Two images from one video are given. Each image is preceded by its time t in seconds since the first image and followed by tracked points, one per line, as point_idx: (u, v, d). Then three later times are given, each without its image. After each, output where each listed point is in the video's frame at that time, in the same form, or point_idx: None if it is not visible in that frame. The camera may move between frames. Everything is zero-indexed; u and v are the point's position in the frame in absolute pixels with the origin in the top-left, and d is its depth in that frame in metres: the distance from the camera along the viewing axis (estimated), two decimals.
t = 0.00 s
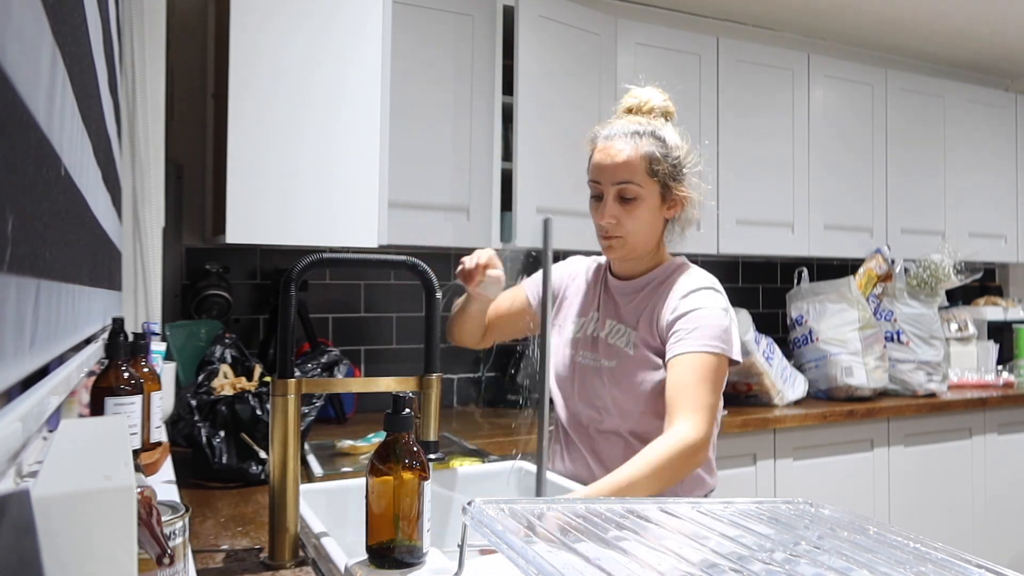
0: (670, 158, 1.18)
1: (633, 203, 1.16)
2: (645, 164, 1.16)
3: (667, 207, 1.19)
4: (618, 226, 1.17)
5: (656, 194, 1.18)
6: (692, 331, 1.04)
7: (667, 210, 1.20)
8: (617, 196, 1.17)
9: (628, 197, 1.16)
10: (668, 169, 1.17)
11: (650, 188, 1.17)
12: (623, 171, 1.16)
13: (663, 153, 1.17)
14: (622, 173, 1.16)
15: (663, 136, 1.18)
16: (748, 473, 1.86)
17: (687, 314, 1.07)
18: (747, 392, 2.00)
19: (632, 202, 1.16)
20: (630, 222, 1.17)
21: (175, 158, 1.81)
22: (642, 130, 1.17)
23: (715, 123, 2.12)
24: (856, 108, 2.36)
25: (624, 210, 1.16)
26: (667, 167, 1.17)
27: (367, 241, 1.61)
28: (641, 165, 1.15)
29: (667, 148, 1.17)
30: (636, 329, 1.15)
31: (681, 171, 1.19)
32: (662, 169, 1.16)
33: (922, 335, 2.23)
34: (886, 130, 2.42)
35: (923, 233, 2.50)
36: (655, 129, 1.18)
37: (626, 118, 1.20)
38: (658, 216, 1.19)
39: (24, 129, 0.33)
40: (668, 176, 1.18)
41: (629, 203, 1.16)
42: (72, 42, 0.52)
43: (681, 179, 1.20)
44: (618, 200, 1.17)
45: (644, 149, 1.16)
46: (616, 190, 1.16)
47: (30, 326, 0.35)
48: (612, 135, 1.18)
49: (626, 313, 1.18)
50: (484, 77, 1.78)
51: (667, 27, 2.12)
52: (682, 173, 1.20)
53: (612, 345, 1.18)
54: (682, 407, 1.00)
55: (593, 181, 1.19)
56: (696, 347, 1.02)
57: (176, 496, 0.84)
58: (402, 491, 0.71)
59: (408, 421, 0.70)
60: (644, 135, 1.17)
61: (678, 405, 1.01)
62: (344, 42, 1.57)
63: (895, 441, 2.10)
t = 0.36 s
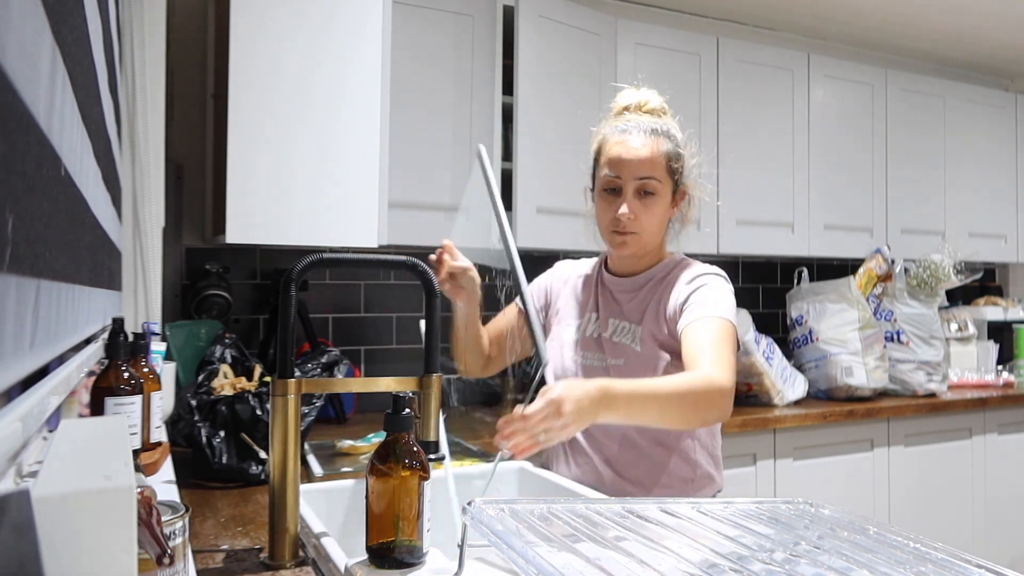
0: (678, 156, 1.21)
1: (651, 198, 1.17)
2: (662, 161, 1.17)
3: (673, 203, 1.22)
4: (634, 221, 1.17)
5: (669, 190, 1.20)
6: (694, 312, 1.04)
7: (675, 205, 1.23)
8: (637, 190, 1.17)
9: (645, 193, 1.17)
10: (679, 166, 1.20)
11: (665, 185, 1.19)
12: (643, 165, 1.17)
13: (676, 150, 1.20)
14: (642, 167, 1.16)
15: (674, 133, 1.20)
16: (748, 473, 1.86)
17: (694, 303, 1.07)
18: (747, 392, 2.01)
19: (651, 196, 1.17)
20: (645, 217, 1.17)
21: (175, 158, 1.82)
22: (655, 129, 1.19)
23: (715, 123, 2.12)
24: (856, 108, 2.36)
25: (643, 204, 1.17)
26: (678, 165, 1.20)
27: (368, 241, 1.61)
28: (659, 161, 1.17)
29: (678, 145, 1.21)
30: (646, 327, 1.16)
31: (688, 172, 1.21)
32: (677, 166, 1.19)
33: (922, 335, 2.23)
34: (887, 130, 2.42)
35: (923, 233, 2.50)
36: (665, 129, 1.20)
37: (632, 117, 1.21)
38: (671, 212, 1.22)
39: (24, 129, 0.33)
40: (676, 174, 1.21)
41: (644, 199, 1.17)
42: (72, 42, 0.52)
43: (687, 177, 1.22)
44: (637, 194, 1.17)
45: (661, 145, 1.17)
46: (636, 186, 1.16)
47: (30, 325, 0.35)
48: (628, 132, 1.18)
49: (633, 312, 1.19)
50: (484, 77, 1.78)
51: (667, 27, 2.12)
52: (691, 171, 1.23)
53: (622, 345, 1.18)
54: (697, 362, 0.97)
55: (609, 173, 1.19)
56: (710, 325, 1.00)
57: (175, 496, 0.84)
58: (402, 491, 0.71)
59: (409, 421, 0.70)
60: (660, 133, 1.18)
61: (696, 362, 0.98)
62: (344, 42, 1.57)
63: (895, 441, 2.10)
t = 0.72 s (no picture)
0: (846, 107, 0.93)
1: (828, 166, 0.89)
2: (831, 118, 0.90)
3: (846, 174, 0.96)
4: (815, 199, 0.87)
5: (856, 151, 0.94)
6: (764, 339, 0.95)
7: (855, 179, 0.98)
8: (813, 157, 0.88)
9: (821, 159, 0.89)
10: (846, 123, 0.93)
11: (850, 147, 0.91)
12: (817, 111, 0.88)
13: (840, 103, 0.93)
14: (812, 125, 0.87)
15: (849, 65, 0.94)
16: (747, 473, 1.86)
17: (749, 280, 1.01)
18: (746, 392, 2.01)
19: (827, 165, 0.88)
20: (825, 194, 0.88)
21: (175, 158, 1.82)
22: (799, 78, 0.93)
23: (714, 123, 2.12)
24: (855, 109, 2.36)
25: (821, 175, 0.88)
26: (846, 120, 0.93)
27: (368, 241, 1.61)
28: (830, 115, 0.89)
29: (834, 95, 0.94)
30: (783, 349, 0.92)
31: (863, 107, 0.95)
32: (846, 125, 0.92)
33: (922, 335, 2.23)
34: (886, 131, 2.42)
35: (923, 233, 2.50)
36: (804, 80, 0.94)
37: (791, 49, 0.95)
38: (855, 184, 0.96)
39: (24, 129, 0.33)
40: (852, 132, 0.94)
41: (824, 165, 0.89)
42: (72, 42, 0.52)
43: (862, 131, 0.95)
44: (814, 161, 0.88)
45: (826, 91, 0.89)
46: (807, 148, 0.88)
47: (30, 325, 0.35)
48: (766, 78, 0.91)
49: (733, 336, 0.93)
50: (484, 77, 1.78)
51: (666, 27, 2.12)
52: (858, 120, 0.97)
53: (739, 383, 0.92)
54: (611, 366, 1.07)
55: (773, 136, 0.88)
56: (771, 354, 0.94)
57: (175, 496, 0.84)
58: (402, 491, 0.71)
59: (409, 421, 0.70)
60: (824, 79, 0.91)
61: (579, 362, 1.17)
62: (344, 42, 1.57)
63: (895, 441, 2.10)
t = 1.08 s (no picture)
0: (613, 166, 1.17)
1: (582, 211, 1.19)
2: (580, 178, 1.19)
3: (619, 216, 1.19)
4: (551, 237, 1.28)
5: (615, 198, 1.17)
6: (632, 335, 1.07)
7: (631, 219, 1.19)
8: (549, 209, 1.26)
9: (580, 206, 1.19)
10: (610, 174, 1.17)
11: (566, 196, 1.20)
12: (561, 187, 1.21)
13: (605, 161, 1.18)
14: (547, 186, 1.24)
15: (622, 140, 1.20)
16: (748, 472, 1.86)
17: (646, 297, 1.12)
18: (747, 392, 2.01)
19: (555, 212, 1.23)
20: (556, 231, 1.25)
21: (175, 158, 1.82)
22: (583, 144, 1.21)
23: (715, 123, 2.13)
24: (855, 108, 2.36)
25: (574, 222, 1.21)
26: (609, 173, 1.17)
27: (368, 241, 1.61)
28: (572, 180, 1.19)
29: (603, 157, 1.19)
30: (601, 336, 1.19)
31: (627, 172, 1.17)
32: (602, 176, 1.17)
33: (922, 335, 2.23)
34: (887, 131, 2.42)
35: (923, 233, 2.50)
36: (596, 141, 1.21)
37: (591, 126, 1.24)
38: (596, 224, 1.19)
39: (24, 128, 0.33)
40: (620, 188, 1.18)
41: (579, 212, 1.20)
42: (72, 42, 0.52)
43: (603, 183, 1.17)
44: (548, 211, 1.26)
45: (564, 159, 1.21)
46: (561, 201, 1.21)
47: (30, 325, 0.35)
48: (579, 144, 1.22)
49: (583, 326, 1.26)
50: (484, 77, 1.78)
51: (667, 26, 2.12)
52: (635, 187, 1.18)
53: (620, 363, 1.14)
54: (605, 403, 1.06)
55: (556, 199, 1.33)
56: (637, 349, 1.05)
57: (175, 496, 0.84)
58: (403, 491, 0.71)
59: (409, 420, 0.70)
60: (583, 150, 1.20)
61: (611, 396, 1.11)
62: (344, 42, 1.57)
63: (895, 441, 2.10)
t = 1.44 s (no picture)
0: (718, 147, 1.23)
1: (680, 198, 1.23)
2: (689, 158, 1.21)
3: (720, 198, 1.24)
4: (666, 223, 1.24)
5: (707, 182, 1.23)
6: (794, 327, 1.11)
7: (725, 203, 1.24)
8: (665, 194, 1.24)
9: (675, 193, 1.23)
10: (716, 158, 1.22)
11: (698, 181, 1.22)
12: (669, 167, 1.22)
13: (707, 143, 1.22)
14: (665, 171, 1.23)
15: (710, 122, 1.25)
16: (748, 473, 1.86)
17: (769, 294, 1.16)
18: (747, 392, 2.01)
19: (680, 198, 1.23)
20: (678, 217, 1.23)
21: (175, 158, 1.82)
22: (682, 127, 1.25)
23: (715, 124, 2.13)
24: (856, 108, 2.36)
25: (672, 207, 1.23)
26: (714, 157, 1.22)
27: (368, 241, 1.61)
28: (683, 157, 1.22)
29: (711, 139, 1.23)
30: (704, 328, 1.23)
31: (724, 156, 1.23)
32: (707, 159, 1.21)
33: (922, 335, 2.23)
34: (887, 131, 2.42)
35: (923, 233, 2.50)
36: (698, 123, 1.24)
37: (672, 117, 1.28)
38: (722, 210, 1.25)
39: (24, 128, 0.33)
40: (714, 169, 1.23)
41: (675, 199, 1.23)
42: (73, 43, 0.52)
43: (731, 169, 1.24)
44: (665, 196, 1.24)
45: (687, 144, 1.22)
46: (662, 187, 1.23)
47: (30, 325, 0.35)
48: (670, 131, 1.25)
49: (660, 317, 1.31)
50: (484, 77, 1.78)
51: (667, 26, 2.12)
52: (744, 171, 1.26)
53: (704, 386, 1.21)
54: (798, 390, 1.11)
55: (642, 182, 1.28)
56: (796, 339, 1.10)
57: (176, 496, 0.84)
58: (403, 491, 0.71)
59: (409, 420, 0.71)
60: (684, 129, 1.24)
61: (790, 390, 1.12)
62: (344, 42, 1.57)
63: (895, 440, 2.10)
